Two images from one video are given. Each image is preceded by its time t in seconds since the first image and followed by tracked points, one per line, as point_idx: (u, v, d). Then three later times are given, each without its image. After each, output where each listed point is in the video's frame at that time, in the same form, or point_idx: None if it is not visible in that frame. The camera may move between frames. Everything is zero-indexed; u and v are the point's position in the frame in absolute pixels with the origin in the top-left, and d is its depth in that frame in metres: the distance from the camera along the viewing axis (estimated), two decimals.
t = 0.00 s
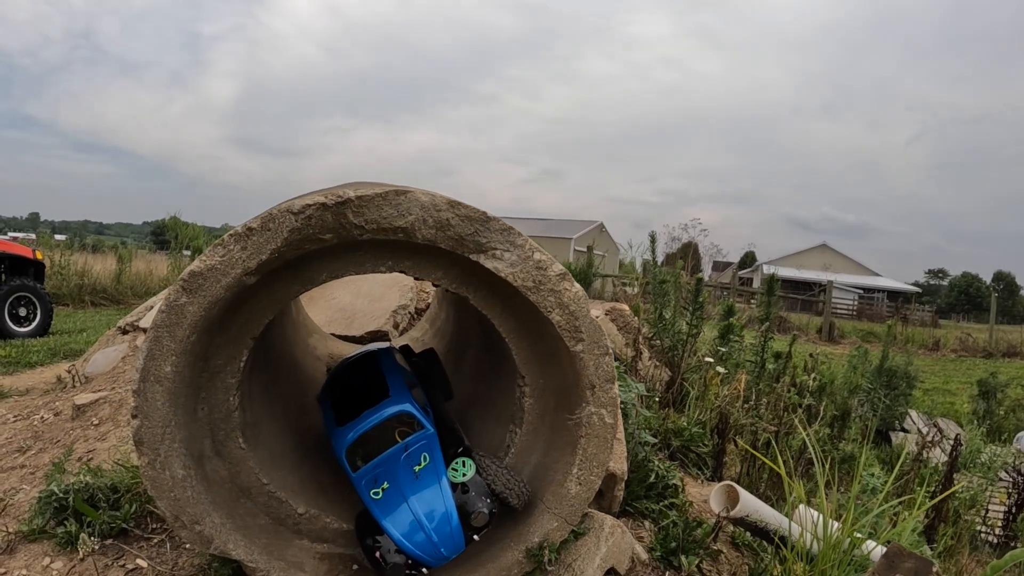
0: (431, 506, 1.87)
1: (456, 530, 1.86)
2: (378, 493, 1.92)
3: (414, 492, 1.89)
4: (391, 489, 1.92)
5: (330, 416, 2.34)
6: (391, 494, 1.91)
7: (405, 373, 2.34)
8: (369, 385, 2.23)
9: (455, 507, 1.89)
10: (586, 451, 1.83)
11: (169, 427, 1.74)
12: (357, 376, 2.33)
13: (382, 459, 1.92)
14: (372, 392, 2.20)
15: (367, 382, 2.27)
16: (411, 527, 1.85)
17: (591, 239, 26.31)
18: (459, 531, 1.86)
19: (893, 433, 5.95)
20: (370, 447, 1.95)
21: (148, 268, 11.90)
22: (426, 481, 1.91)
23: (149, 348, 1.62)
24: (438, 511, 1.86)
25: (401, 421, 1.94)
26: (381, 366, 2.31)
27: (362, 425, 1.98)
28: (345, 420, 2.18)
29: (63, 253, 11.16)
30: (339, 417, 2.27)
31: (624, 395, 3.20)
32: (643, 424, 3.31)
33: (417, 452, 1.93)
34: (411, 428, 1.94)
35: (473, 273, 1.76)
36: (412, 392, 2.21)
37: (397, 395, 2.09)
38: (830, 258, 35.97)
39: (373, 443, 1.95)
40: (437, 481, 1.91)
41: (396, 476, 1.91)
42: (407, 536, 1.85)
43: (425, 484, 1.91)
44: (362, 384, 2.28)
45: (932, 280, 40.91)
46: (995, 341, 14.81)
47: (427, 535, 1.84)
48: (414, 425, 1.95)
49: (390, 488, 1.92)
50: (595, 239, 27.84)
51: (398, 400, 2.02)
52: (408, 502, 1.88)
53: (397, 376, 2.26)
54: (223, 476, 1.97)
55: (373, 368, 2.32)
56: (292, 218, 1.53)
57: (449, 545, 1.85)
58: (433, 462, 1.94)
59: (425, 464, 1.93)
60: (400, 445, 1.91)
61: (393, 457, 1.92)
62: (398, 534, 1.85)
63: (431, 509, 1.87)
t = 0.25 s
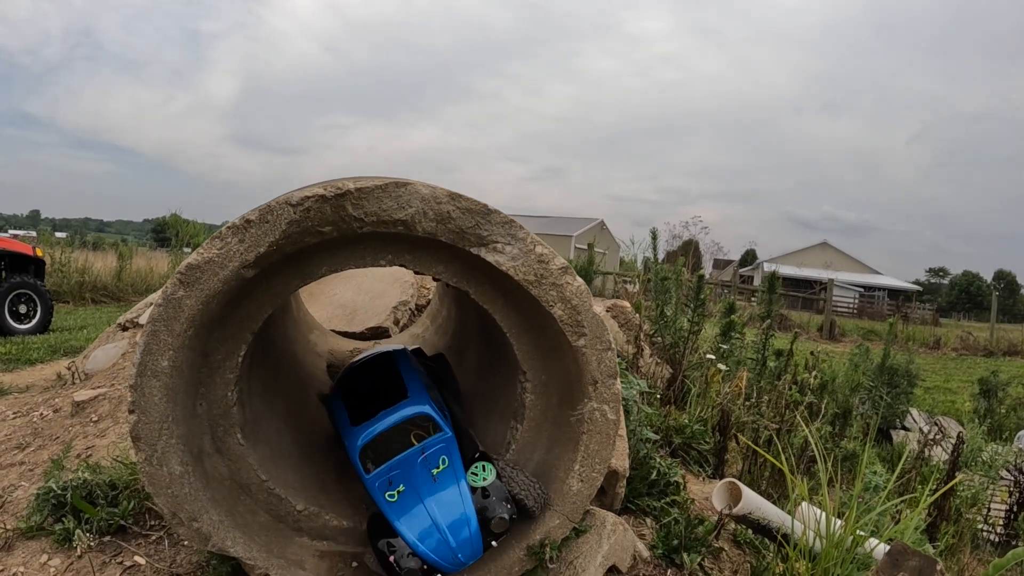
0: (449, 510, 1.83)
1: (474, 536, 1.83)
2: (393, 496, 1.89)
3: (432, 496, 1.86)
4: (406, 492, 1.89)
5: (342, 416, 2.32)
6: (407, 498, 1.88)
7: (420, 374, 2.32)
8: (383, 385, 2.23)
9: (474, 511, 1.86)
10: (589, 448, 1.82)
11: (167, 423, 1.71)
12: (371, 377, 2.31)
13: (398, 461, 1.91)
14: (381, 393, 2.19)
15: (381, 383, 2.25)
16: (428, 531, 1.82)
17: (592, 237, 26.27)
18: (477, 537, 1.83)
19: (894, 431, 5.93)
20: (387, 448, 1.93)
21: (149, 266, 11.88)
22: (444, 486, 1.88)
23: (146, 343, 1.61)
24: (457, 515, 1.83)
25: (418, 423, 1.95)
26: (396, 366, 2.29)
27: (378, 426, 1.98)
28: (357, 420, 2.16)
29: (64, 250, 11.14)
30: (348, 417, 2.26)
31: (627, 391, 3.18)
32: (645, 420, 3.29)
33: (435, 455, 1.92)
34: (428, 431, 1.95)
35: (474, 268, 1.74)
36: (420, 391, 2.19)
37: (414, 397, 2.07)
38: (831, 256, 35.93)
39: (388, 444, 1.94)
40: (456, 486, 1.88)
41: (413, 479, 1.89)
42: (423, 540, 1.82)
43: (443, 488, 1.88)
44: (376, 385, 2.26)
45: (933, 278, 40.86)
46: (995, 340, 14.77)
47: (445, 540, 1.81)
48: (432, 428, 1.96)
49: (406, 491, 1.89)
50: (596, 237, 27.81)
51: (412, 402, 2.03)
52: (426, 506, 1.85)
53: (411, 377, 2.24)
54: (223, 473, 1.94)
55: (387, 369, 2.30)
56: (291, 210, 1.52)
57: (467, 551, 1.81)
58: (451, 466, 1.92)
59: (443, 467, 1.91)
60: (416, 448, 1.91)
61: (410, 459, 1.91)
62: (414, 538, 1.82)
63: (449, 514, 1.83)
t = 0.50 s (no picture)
0: (451, 513, 1.78)
1: (480, 538, 1.77)
2: (395, 501, 1.85)
3: (434, 499, 1.81)
4: (407, 495, 1.85)
5: (338, 418, 2.29)
6: (408, 501, 1.84)
7: (417, 372, 2.29)
8: (381, 383, 2.20)
9: (478, 512, 1.80)
10: (587, 436, 1.80)
11: (164, 408, 1.70)
12: (368, 375, 2.28)
13: (396, 464, 1.87)
14: (381, 389, 2.16)
15: (379, 382, 2.22)
16: (432, 536, 1.78)
17: (593, 234, 26.24)
18: (482, 539, 1.78)
19: (893, 428, 5.92)
20: (385, 451, 1.91)
21: (149, 263, 11.86)
22: (445, 487, 1.82)
23: (143, 327, 1.60)
24: (460, 518, 1.78)
25: (415, 422, 1.92)
26: (393, 364, 2.26)
27: (375, 429, 1.96)
28: (356, 422, 2.14)
29: (64, 247, 11.11)
30: (346, 410, 2.24)
31: (627, 382, 3.17)
32: (645, 413, 3.28)
33: (434, 456, 1.87)
34: (426, 431, 1.92)
35: (472, 253, 1.76)
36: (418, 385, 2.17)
37: (411, 395, 2.04)
38: (831, 254, 35.92)
39: (387, 446, 1.91)
40: (457, 486, 1.83)
41: (412, 481, 1.85)
42: (427, 545, 1.78)
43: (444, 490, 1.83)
44: (373, 384, 2.23)
45: (933, 276, 40.85)
46: (996, 338, 14.73)
47: (449, 544, 1.76)
48: (431, 429, 1.92)
49: (406, 495, 1.85)
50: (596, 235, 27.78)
51: (412, 399, 2.00)
52: (427, 509, 1.80)
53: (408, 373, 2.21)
54: (220, 461, 1.93)
55: (384, 368, 2.27)
56: (289, 192, 1.52)
57: (473, 555, 1.76)
58: (452, 466, 1.86)
59: (444, 468, 1.85)
60: (415, 449, 1.87)
61: (409, 461, 1.87)
62: (418, 544, 1.78)
63: (452, 516, 1.78)
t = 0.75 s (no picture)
0: (464, 511, 1.76)
1: (494, 536, 1.74)
2: (405, 503, 1.83)
3: (445, 498, 1.79)
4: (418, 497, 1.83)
5: (339, 416, 2.23)
6: (419, 502, 1.82)
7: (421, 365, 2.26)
8: (383, 379, 2.17)
9: (491, 509, 1.78)
10: (589, 416, 1.82)
11: (167, 385, 1.71)
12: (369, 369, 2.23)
13: (406, 466, 1.88)
14: (384, 380, 2.16)
15: (381, 377, 2.19)
16: (444, 536, 1.75)
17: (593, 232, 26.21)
18: (496, 536, 1.74)
19: (892, 424, 5.92)
20: (393, 450, 1.92)
21: (149, 259, 11.85)
22: (455, 485, 1.81)
23: (149, 301, 1.64)
24: (474, 515, 1.75)
25: (422, 419, 1.94)
26: (394, 356, 2.22)
27: (382, 429, 1.96)
28: (359, 419, 2.10)
29: (63, 243, 11.09)
30: (347, 399, 2.24)
31: (628, 369, 3.19)
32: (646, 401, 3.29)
33: (444, 456, 1.87)
34: (433, 428, 1.93)
35: (475, 233, 1.83)
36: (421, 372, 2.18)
37: (416, 391, 2.04)
38: (831, 253, 35.91)
39: (395, 445, 1.93)
40: (468, 483, 1.81)
41: (422, 482, 1.84)
42: (440, 546, 1.75)
43: (455, 488, 1.81)
44: (376, 379, 2.20)
45: (933, 275, 40.83)
46: (995, 336, 14.72)
47: (462, 543, 1.73)
48: (439, 427, 1.93)
49: (417, 496, 1.83)
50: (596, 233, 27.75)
51: (418, 396, 2.01)
52: (438, 508, 1.78)
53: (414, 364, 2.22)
54: (222, 442, 1.94)
55: (385, 360, 2.23)
56: (296, 168, 1.59)
57: (488, 554, 1.72)
58: (462, 464, 1.85)
59: (455, 467, 1.85)
60: (424, 449, 1.89)
61: (419, 462, 1.87)
62: (430, 544, 1.76)
63: (464, 513, 1.76)
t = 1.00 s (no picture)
0: (467, 500, 1.75)
1: (497, 525, 1.73)
2: (408, 492, 1.83)
3: (448, 487, 1.79)
4: (420, 486, 1.82)
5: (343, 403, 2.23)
6: (422, 492, 1.81)
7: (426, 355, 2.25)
8: (387, 368, 2.17)
9: (494, 498, 1.77)
10: (586, 403, 1.86)
11: (167, 370, 1.74)
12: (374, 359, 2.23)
13: (409, 455, 1.87)
14: (386, 369, 2.17)
15: (385, 366, 2.19)
16: (448, 525, 1.75)
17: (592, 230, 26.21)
18: (499, 526, 1.73)
19: (891, 421, 5.92)
20: (396, 441, 1.92)
21: (149, 256, 11.85)
22: (459, 474, 1.80)
23: (150, 286, 1.66)
24: (477, 505, 1.74)
25: (425, 409, 1.93)
26: (396, 345, 2.23)
27: (385, 419, 1.96)
28: (363, 408, 2.09)
29: (63, 240, 11.10)
30: (348, 388, 2.26)
31: (626, 362, 3.21)
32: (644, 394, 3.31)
33: (447, 445, 1.86)
34: (436, 418, 1.92)
35: (473, 222, 1.85)
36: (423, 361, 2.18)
37: (419, 380, 2.03)
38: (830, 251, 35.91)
39: (399, 435, 1.92)
40: (471, 472, 1.80)
41: (426, 471, 1.83)
42: (443, 535, 1.74)
43: (458, 478, 1.80)
44: (380, 369, 2.20)
45: (933, 274, 40.83)
46: (995, 335, 14.71)
47: (465, 533, 1.72)
48: (443, 416, 1.93)
49: (420, 485, 1.83)
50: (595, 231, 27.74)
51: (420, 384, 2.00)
52: (441, 497, 1.77)
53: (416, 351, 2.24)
54: (221, 429, 1.96)
55: (389, 349, 2.23)
56: (295, 155, 1.62)
57: (491, 543, 1.72)
58: (466, 454, 1.84)
59: (458, 457, 1.84)
60: (428, 438, 1.88)
61: (423, 451, 1.87)
62: (434, 534, 1.75)
63: (467, 503, 1.75)
